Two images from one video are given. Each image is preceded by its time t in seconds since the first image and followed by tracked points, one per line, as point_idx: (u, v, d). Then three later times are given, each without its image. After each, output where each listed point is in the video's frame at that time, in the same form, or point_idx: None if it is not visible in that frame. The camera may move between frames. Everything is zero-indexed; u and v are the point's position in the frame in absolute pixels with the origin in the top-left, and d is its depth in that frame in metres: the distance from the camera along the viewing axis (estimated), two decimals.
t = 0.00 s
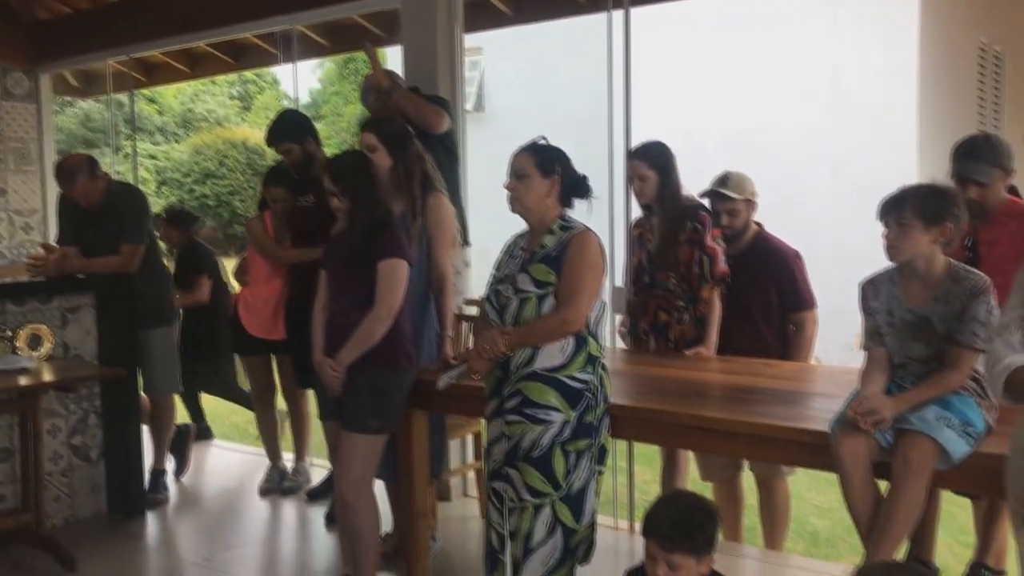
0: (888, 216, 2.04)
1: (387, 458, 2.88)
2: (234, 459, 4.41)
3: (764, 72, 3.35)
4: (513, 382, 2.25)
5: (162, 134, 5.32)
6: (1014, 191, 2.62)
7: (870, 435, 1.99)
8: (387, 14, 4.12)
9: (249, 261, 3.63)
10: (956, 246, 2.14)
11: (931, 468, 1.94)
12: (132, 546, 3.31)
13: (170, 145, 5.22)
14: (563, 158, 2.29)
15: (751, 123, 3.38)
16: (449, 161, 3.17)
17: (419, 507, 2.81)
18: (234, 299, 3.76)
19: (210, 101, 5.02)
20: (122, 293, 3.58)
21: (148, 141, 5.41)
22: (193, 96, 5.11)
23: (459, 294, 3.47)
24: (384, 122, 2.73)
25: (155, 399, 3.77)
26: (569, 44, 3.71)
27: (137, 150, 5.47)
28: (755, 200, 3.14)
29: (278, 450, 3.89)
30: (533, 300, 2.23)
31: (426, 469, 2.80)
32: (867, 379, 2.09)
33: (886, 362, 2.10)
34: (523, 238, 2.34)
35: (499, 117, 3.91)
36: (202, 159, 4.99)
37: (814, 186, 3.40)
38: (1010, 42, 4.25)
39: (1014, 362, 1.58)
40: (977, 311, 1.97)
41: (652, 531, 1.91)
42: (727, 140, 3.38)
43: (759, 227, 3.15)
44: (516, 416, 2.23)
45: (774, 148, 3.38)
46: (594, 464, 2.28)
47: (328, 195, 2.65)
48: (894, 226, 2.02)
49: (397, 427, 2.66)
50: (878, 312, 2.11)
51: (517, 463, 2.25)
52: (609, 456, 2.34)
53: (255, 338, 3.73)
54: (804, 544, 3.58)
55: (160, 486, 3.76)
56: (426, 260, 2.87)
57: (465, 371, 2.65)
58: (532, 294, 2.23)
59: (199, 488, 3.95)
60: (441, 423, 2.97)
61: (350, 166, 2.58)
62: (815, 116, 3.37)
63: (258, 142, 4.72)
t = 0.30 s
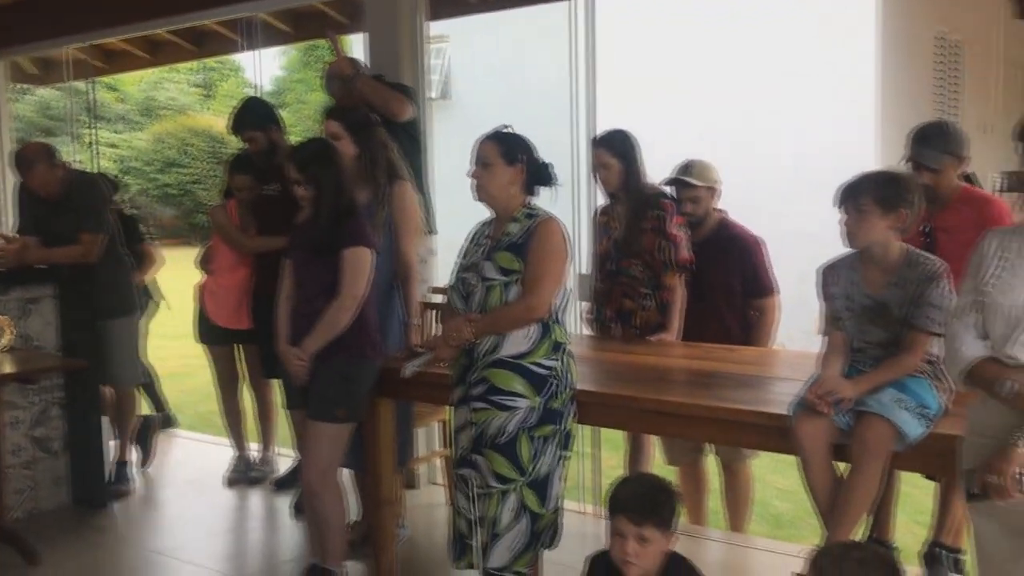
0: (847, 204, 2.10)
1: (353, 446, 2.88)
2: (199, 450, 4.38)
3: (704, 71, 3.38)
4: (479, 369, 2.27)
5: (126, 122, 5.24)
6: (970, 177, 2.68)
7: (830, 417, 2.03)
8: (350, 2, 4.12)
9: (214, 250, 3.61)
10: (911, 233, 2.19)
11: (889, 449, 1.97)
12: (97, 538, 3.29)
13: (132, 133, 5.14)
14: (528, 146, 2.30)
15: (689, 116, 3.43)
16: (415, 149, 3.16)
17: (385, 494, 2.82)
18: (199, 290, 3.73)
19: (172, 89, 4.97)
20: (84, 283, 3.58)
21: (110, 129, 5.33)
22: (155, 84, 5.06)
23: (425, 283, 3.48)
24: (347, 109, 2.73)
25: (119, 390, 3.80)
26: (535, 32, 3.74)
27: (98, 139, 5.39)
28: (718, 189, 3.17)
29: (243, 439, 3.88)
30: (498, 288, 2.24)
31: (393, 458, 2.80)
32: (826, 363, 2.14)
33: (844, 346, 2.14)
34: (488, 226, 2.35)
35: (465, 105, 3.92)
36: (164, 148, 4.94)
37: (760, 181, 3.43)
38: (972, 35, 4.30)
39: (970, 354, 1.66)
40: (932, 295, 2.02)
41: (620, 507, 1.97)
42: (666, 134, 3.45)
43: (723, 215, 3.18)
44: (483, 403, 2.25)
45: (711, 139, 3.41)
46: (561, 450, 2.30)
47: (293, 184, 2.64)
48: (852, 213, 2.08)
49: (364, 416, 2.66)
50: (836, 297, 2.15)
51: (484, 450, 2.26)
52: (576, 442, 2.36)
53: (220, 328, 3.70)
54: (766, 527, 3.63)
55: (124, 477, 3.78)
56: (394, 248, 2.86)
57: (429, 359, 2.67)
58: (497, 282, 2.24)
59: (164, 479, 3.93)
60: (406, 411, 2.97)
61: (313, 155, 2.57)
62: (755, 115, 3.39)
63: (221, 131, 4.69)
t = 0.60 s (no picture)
0: (784, 203, 2.15)
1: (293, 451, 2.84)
2: (130, 459, 4.26)
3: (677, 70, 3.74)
4: (423, 372, 2.25)
5: (48, 122, 5.05)
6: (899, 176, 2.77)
7: (769, 412, 2.06)
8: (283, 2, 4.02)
9: (146, 254, 3.51)
10: (843, 231, 2.25)
11: (827, 443, 2.02)
12: (26, 553, 3.18)
13: (57, 134, 4.99)
14: (469, 147, 2.30)
15: (665, 96, 3.76)
16: (352, 150, 3.14)
17: (326, 500, 2.79)
18: (131, 295, 3.60)
19: (97, 90, 4.92)
20: (7, 289, 3.45)
21: (26, 129, 5.05)
22: (80, 83, 4.97)
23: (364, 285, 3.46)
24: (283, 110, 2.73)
25: (47, 398, 3.68)
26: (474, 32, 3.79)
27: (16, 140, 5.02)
28: (654, 189, 3.23)
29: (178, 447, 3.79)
30: (442, 289, 2.23)
31: (334, 462, 2.78)
32: (765, 359, 2.18)
33: (782, 342, 2.19)
34: (430, 227, 2.34)
35: (404, 104, 3.91)
36: (90, 150, 4.90)
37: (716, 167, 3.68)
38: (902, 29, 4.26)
39: (905, 349, 1.69)
40: (865, 292, 2.07)
41: (573, 498, 2.02)
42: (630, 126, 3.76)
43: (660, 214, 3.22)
44: (427, 406, 2.24)
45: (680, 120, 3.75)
46: (505, 451, 2.30)
47: (229, 186, 2.60)
48: (789, 212, 2.14)
49: (303, 420, 2.62)
50: (772, 294, 2.20)
51: (428, 452, 2.25)
52: (520, 443, 2.37)
53: (153, 334, 3.60)
54: (705, 521, 3.67)
55: (54, 489, 3.65)
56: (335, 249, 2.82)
57: (372, 362, 2.63)
58: (441, 283, 2.24)
59: (95, 489, 3.82)
60: (348, 415, 2.95)
61: (250, 156, 2.53)
62: (724, 110, 3.67)
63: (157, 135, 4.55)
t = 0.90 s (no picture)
0: (714, 212, 2.20)
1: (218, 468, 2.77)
2: (38, 481, 4.07)
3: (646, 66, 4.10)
4: (357, 385, 2.22)
5: None
6: (818, 186, 2.87)
7: (704, 417, 2.10)
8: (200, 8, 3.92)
9: (58, 267, 3.37)
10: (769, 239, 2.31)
11: (761, 446, 2.06)
12: None
13: None
14: (401, 156, 2.27)
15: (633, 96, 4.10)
16: (275, 158, 3.07)
17: (255, 517, 2.74)
18: (42, 310, 3.47)
19: None
20: None
21: None
22: None
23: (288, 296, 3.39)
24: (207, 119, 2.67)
25: None
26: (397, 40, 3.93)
27: None
28: (581, 198, 3.26)
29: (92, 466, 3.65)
30: (375, 300, 2.19)
31: (261, 477, 2.72)
32: (697, 365, 2.22)
33: (714, 348, 2.23)
34: (361, 237, 2.31)
35: (324, 112, 3.92)
36: None
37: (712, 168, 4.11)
38: (812, 41, 4.71)
39: (836, 356, 1.74)
40: (793, 298, 2.13)
41: (513, 507, 2.01)
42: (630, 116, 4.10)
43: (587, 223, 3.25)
44: (362, 419, 2.20)
45: (665, 122, 4.12)
46: (441, 463, 2.28)
47: (150, 196, 2.52)
48: (719, 221, 2.19)
49: (230, 436, 2.55)
50: (703, 300, 2.24)
51: (363, 466, 2.22)
52: (456, 455, 2.35)
53: (65, 349, 3.47)
54: (633, 526, 3.70)
55: None
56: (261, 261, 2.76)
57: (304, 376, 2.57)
58: (374, 293, 2.20)
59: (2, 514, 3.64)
60: (276, 429, 2.89)
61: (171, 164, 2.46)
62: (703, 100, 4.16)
63: (60, 145, 4.39)
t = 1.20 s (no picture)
0: (651, 217, 2.23)
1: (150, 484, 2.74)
2: None
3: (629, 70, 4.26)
4: (297, 394, 2.19)
5: None
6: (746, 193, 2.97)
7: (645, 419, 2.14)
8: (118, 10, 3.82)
9: None
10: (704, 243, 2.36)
11: (701, 446, 2.11)
12: None
13: None
14: (340, 162, 2.25)
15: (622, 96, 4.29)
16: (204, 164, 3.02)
17: (188, 530, 2.70)
18: None
19: None
20: None
21: None
22: None
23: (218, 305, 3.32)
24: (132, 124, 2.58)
25: None
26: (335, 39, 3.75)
27: None
28: (515, 205, 3.29)
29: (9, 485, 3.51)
30: (316, 308, 2.17)
31: (194, 491, 2.69)
32: (637, 368, 2.25)
33: (652, 351, 2.27)
34: (300, 244, 2.28)
35: (247, 120, 3.80)
36: None
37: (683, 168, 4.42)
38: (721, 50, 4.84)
39: (774, 356, 1.79)
40: (729, 301, 2.18)
41: (460, 514, 2.00)
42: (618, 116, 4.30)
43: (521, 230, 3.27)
44: (303, 428, 2.18)
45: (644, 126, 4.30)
46: (384, 471, 2.27)
47: (78, 203, 2.45)
48: (656, 226, 2.22)
49: (162, 449, 2.49)
50: (642, 305, 2.28)
51: (304, 476, 2.19)
52: (397, 461, 2.34)
53: None
54: (567, 530, 3.73)
55: None
56: (192, 269, 2.71)
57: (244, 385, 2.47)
58: (314, 301, 2.17)
59: None
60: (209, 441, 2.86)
61: (98, 171, 2.39)
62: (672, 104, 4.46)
63: None
